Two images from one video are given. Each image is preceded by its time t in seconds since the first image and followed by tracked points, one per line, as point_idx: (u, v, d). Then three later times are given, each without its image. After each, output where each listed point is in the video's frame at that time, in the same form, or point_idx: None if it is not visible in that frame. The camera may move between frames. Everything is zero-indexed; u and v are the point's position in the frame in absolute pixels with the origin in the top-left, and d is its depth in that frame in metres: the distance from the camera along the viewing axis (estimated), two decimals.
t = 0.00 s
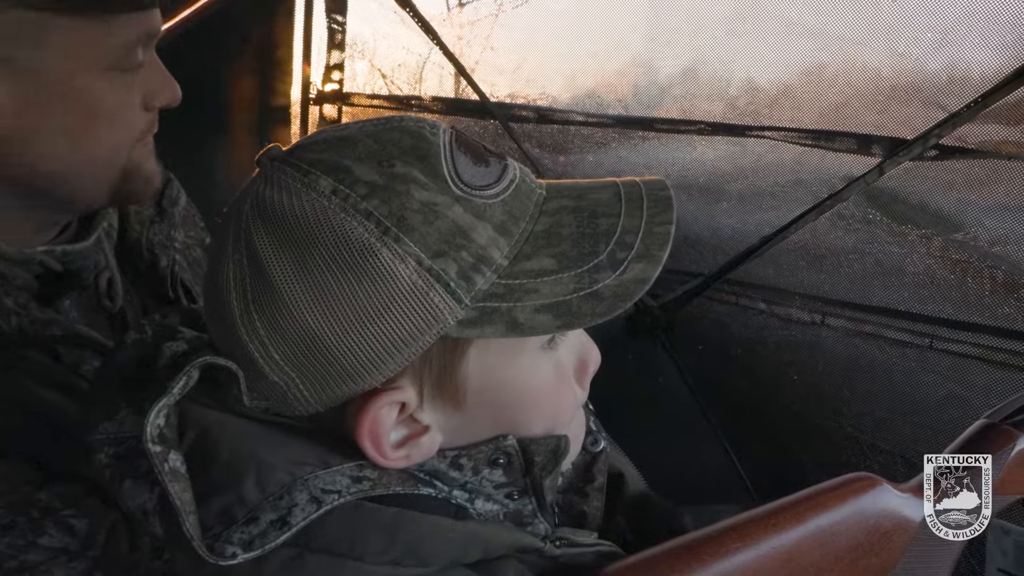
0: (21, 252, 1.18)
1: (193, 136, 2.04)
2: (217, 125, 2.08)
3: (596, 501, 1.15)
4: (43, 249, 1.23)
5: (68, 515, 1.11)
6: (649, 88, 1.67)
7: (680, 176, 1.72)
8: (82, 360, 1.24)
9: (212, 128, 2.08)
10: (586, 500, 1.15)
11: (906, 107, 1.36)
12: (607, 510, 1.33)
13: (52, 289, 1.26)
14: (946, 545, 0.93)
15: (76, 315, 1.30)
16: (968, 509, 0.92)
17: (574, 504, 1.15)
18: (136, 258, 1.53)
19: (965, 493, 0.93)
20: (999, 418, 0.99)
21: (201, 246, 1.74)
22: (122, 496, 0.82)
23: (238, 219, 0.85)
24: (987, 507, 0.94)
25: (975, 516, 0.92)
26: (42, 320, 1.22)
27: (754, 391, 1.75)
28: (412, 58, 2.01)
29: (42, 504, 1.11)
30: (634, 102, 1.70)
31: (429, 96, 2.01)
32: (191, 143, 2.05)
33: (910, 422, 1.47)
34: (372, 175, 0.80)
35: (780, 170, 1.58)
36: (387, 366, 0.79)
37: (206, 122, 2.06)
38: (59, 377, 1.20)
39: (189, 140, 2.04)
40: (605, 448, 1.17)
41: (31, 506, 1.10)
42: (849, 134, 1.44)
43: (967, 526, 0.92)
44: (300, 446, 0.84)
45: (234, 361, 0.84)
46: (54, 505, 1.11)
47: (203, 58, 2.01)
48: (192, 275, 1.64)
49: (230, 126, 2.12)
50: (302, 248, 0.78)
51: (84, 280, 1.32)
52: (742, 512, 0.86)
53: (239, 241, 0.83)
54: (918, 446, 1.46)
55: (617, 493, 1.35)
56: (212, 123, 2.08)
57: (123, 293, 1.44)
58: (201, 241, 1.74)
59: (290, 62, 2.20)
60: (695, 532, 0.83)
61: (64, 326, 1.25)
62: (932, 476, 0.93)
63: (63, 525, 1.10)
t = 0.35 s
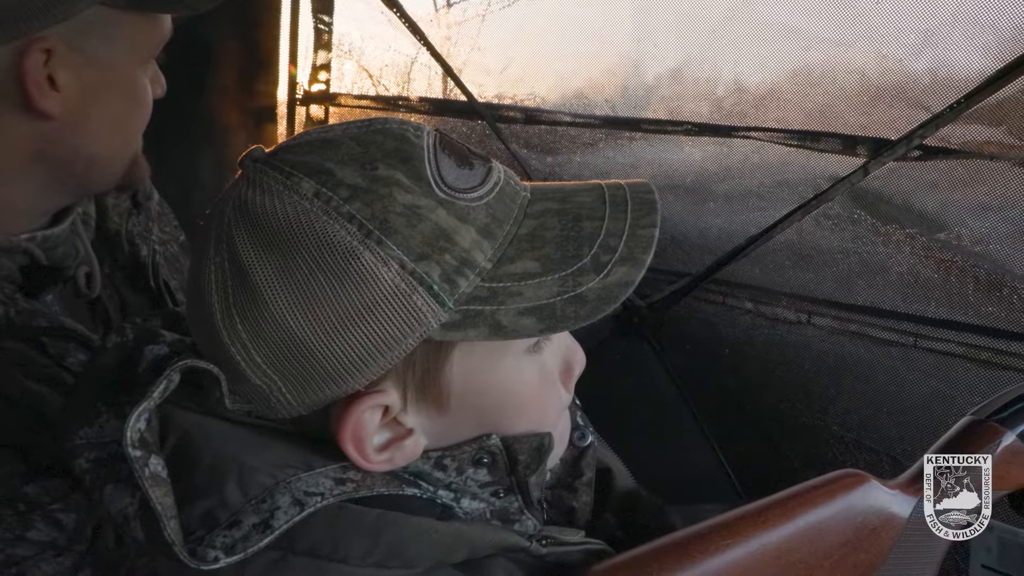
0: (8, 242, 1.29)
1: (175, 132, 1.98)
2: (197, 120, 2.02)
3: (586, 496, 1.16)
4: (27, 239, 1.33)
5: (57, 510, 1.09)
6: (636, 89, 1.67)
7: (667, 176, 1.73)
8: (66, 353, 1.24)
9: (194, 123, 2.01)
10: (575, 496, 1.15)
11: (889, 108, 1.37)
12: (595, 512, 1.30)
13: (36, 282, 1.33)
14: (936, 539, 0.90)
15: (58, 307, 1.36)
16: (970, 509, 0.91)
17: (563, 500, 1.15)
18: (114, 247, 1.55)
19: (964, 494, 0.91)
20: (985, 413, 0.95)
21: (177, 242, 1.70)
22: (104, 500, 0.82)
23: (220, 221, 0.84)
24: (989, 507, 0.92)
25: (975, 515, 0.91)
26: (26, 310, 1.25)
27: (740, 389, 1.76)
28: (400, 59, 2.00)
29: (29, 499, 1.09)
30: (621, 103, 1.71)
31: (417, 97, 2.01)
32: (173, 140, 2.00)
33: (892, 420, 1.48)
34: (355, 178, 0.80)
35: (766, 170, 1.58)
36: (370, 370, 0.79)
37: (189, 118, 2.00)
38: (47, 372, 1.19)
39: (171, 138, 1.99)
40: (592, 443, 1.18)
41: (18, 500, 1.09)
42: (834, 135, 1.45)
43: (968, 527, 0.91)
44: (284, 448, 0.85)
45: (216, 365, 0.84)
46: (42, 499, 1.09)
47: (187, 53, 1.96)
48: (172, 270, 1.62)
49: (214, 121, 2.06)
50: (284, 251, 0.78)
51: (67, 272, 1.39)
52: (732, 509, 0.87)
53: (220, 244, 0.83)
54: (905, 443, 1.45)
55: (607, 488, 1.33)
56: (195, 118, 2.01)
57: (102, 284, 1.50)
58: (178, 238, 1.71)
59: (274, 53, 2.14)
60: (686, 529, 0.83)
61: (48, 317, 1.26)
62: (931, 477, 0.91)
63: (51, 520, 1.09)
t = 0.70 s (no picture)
0: None
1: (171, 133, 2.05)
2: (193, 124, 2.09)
3: (573, 491, 1.16)
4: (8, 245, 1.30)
5: (38, 519, 1.06)
6: (623, 90, 1.67)
7: (654, 177, 1.74)
8: (48, 359, 1.24)
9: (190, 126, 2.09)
10: (564, 491, 1.16)
11: (872, 109, 1.38)
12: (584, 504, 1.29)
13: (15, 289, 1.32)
14: (926, 533, 0.91)
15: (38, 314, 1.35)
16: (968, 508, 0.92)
17: (552, 494, 1.15)
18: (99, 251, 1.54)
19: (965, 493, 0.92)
20: (970, 411, 0.96)
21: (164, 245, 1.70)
22: (86, 506, 0.80)
23: (203, 222, 0.84)
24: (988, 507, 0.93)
25: (975, 516, 0.93)
26: (8, 317, 1.25)
27: (727, 387, 1.77)
28: (387, 60, 1.99)
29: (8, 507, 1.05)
30: (608, 104, 1.71)
31: (403, 97, 2.00)
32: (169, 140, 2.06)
33: (877, 417, 1.49)
34: (339, 178, 0.80)
35: (752, 170, 1.59)
36: (354, 370, 0.79)
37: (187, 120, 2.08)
38: (27, 377, 1.19)
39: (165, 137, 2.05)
40: (578, 438, 1.18)
41: None
42: (818, 135, 1.46)
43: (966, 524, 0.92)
44: (268, 449, 0.84)
45: (199, 367, 0.83)
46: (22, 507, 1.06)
47: (187, 58, 2.05)
48: (158, 274, 1.62)
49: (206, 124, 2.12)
50: (266, 251, 0.78)
51: (49, 279, 1.38)
52: (722, 505, 0.87)
53: (203, 244, 0.83)
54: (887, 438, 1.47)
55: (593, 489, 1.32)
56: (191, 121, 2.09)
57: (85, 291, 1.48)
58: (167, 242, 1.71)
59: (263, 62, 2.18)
60: (677, 526, 0.84)
61: (29, 324, 1.26)
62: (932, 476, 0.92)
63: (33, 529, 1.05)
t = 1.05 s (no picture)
0: None
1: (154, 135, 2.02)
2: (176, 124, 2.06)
3: (559, 488, 1.16)
4: None
5: (13, 529, 0.97)
6: (610, 91, 1.67)
7: (642, 177, 1.74)
8: (20, 368, 1.20)
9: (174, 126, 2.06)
10: (550, 488, 1.15)
11: (857, 109, 1.39)
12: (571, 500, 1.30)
13: None
14: (911, 529, 0.90)
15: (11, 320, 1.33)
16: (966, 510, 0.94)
17: (538, 493, 1.15)
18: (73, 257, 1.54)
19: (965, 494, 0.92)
20: (955, 408, 0.94)
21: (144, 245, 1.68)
22: (65, 509, 0.81)
23: (180, 223, 0.84)
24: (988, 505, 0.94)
25: (976, 516, 0.90)
26: None
27: (714, 386, 1.78)
28: (374, 59, 1.99)
29: None
30: (595, 104, 1.71)
31: (391, 98, 1.99)
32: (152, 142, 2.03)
33: (862, 417, 1.49)
34: (317, 178, 0.79)
35: (739, 170, 1.60)
36: (334, 372, 0.79)
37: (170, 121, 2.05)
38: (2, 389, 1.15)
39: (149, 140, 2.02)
40: (564, 435, 1.17)
41: None
42: (804, 136, 1.47)
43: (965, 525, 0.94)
44: (249, 452, 0.84)
45: (178, 369, 0.83)
46: None
47: (171, 59, 2.03)
48: (135, 274, 1.61)
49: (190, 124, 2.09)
50: (244, 252, 0.77)
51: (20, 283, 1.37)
52: (711, 501, 0.87)
53: (180, 245, 0.82)
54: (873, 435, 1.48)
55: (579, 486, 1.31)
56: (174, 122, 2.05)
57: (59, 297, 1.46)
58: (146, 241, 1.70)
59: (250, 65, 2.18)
60: (665, 522, 0.84)
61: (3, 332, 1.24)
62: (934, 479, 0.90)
63: (7, 540, 0.96)
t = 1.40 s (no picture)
0: None
1: (145, 138, 2.00)
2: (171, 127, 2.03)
3: (545, 488, 1.16)
4: None
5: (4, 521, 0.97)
6: (598, 91, 1.67)
7: (629, 177, 1.74)
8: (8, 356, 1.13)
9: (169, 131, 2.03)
10: (535, 488, 1.15)
11: (843, 109, 1.39)
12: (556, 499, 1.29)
13: None
14: (893, 524, 0.91)
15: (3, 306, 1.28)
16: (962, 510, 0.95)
17: (523, 493, 1.15)
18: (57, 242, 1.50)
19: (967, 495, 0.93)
20: (938, 405, 0.95)
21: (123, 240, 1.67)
22: (46, 514, 0.80)
23: (160, 224, 0.84)
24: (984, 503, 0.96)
25: (975, 515, 0.94)
26: None
27: (701, 386, 1.78)
28: (363, 60, 1.97)
29: None
30: (583, 104, 1.71)
31: (378, 99, 1.98)
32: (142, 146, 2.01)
33: (851, 414, 1.51)
34: (298, 180, 0.79)
35: (726, 171, 1.60)
36: (315, 374, 0.79)
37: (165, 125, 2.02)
38: None
39: (139, 143, 1.99)
40: (550, 435, 1.17)
41: None
42: (790, 136, 1.47)
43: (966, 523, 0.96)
44: (231, 455, 0.84)
45: (160, 372, 0.83)
46: None
47: (159, 57, 1.99)
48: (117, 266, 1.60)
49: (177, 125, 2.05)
50: (224, 255, 0.77)
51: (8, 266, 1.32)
52: (696, 499, 0.88)
53: (161, 247, 0.82)
54: (862, 433, 1.50)
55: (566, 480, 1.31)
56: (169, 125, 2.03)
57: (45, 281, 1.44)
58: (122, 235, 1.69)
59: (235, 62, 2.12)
60: (650, 521, 0.84)
61: None
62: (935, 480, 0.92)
63: None
